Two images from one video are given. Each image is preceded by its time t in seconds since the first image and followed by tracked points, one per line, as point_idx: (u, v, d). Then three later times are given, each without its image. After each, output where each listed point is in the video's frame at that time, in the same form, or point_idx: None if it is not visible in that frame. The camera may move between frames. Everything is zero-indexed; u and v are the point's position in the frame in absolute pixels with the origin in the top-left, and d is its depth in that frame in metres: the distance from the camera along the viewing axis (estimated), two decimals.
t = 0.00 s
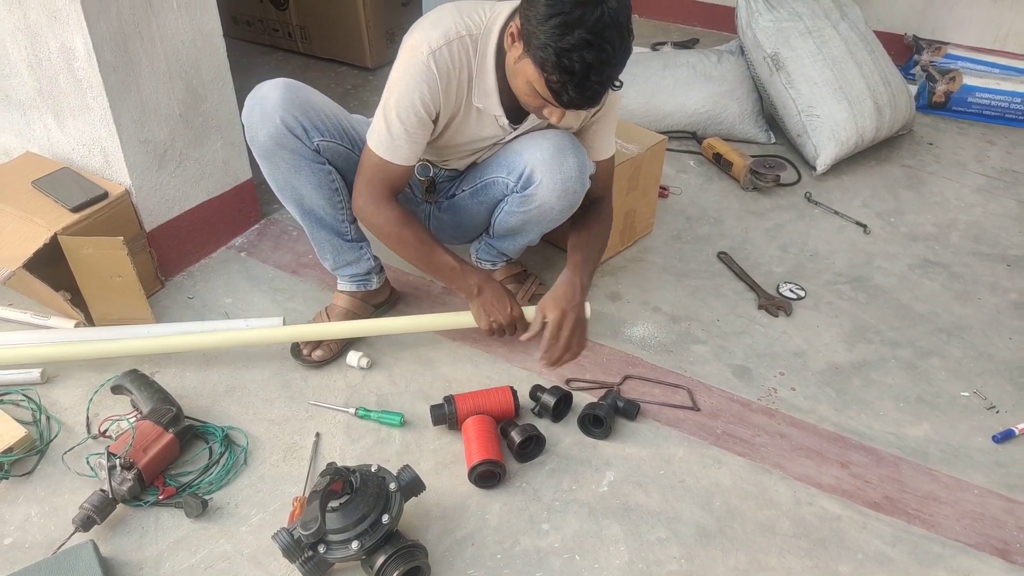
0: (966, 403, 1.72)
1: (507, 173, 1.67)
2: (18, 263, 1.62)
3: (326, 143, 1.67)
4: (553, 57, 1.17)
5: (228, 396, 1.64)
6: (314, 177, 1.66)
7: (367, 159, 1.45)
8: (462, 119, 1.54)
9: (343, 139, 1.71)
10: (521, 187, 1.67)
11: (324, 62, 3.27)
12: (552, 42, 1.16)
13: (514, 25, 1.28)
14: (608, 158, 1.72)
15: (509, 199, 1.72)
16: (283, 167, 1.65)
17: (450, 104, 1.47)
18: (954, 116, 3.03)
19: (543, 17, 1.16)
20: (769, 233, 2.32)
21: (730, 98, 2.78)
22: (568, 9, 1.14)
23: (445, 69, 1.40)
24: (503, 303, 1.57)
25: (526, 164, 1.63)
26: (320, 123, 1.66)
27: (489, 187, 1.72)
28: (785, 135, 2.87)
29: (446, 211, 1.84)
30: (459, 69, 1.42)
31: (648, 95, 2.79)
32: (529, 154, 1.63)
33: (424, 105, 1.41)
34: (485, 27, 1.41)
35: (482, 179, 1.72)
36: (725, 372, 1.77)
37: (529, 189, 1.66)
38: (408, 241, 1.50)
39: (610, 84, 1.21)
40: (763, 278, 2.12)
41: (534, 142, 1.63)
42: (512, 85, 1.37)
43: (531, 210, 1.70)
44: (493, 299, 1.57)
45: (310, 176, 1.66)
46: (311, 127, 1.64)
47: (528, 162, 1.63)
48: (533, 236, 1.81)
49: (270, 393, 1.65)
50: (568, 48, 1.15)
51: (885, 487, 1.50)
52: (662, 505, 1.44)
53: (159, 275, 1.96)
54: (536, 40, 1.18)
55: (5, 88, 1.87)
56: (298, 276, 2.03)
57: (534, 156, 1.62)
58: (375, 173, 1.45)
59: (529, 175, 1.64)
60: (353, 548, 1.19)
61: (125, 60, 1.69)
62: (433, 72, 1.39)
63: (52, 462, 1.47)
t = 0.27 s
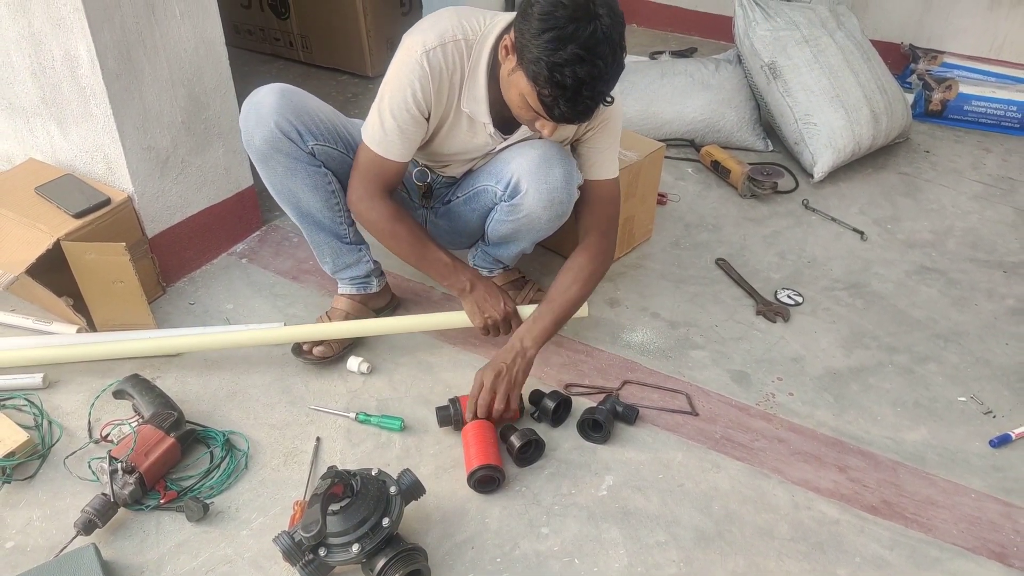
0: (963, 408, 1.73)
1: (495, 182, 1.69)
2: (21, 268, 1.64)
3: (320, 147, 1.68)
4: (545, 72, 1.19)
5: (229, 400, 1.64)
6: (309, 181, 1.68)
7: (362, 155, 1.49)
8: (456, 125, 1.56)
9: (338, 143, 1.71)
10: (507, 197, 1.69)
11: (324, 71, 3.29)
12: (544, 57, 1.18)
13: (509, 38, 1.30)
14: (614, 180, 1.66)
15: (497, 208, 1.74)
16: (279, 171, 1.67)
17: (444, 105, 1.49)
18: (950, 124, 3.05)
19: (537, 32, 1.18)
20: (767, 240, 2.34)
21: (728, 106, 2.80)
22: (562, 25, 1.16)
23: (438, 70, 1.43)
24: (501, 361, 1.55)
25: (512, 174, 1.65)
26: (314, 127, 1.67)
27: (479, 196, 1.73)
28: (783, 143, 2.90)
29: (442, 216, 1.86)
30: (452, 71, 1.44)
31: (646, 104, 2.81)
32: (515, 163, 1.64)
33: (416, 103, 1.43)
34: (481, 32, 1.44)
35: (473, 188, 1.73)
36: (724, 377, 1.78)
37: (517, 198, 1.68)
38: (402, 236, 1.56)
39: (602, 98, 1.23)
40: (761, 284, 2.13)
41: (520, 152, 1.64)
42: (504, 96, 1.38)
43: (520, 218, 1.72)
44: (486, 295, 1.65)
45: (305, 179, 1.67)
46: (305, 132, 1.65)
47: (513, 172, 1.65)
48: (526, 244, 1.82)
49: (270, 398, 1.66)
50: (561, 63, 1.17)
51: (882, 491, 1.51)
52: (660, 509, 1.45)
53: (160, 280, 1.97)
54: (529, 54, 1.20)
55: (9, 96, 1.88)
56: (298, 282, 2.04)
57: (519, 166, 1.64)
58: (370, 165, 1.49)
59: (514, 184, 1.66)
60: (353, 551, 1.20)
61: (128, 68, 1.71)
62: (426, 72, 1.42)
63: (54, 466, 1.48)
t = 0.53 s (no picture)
0: (961, 412, 1.74)
1: (495, 193, 1.70)
2: (24, 273, 1.65)
3: (317, 156, 1.69)
4: (540, 107, 1.20)
5: (230, 404, 1.65)
6: (307, 189, 1.68)
7: (345, 167, 1.46)
8: (449, 139, 1.56)
9: (334, 151, 1.73)
10: (508, 207, 1.71)
11: (325, 78, 3.31)
12: (537, 93, 1.19)
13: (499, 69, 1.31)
14: (654, 150, 1.64)
15: (497, 218, 1.75)
16: (276, 181, 1.67)
17: (433, 122, 1.49)
18: (948, 131, 3.07)
19: (526, 70, 1.20)
20: (766, 246, 2.35)
21: (726, 113, 2.82)
22: (549, 60, 1.17)
23: (429, 90, 1.43)
24: (634, 303, 1.59)
25: (512, 185, 1.67)
26: (310, 136, 1.68)
27: (479, 205, 1.75)
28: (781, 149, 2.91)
29: (439, 225, 1.86)
30: (442, 91, 1.44)
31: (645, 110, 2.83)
32: (515, 175, 1.66)
33: (405, 122, 1.43)
34: (471, 51, 1.43)
35: (472, 197, 1.74)
36: (723, 381, 1.79)
37: (517, 208, 1.70)
38: (383, 244, 1.52)
39: (602, 120, 1.24)
40: (760, 289, 2.14)
41: (519, 163, 1.67)
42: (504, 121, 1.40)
43: (520, 228, 1.74)
44: (471, 298, 1.62)
45: (303, 188, 1.68)
46: (301, 141, 1.67)
47: (513, 183, 1.67)
48: (525, 252, 1.84)
49: (272, 402, 1.67)
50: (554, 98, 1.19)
51: (881, 494, 1.52)
52: (660, 512, 1.45)
53: (162, 285, 1.98)
54: (522, 92, 1.22)
55: (13, 102, 1.90)
56: (299, 287, 2.05)
57: (520, 177, 1.66)
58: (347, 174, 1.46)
59: (515, 195, 1.68)
60: (353, 554, 1.21)
61: (131, 74, 1.73)
62: (416, 92, 1.42)
63: (56, 470, 1.48)
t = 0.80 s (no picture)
0: (959, 415, 1.75)
1: (492, 200, 1.71)
2: (25, 276, 1.66)
3: (313, 166, 1.70)
4: (557, 135, 1.24)
5: (231, 408, 1.66)
6: (304, 199, 1.69)
7: (342, 180, 1.47)
8: (446, 151, 1.57)
9: (330, 161, 1.74)
10: (505, 215, 1.72)
11: (325, 83, 3.33)
12: (552, 123, 1.23)
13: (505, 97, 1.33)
14: (664, 116, 1.69)
15: (495, 225, 1.76)
16: (273, 192, 1.68)
17: (432, 135, 1.49)
18: (946, 135, 3.08)
19: (538, 101, 1.22)
20: (765, 250, 2.36)
21: (725, 117, 2.83)
22: (561, 89, 1.20)
23: (429, 105, 1.43)
24: (657, 276, 1.74)
25: (508, 193, 1.68)
26: (305, 147, 1.69)
27: (476, 213, 1.76)
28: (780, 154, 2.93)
29: (437, 232, 1.86)
30: (442, 105, 1.45)
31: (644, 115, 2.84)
32: (512, 182, 1.67)
33: (404, 137, 1.43)
34: (470, 65, 1.44)
35: (468, 204, 1.75)
36: (721, 384, 1.79)
37: (514, 216, 1.71)
38: (383, 252, 1.54)
39: (616, 137, 1.28)
40: (759, 293, 2.15)
41: (515, 170, 1.67)
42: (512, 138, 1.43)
43: (518, 234, 1.75)
44: (471, 299, 1.64)
45: (300, 198, 1.68)
46: (297, 152, 1.68)
47: (510, 191, 1.67)
48: (522, 258, 1.85)
49: (272, 405, 1.67)
50: (571, 124, 1.22)
51: (880, 497, 1.52)
52: (659, 514, 1.46)
53: (163, 289, 1.98)
54: (536, 123, 1.25)
55: (15, 107, 1.91)
56: (300, 291, 2.06)
57: (516, 184, 1.67)
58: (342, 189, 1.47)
59: (511, 203, 1.69)
60: (354, 556, 1.21)
61: (133, 79, 1.74)
62: (416, 107, 1.42)
63: (57, 473, 1.49)
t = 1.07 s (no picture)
0: (957, 418, 1.75)
1: (490, 206, 1.72)
2: (27, 279, 1.66)
3: (313, 174, 1.70)
4: (566, 145, 1.25)
5: (231, 411, 1.66)
6: (305, 207, 1.69)
7: (343, 187, 1.48)
8: (444, 157, 1.58)
9: (330, 169, 1.74)
10: (504, 220, 1.72)
11: (326, 88, 3.34)
12: (561, 133, 1.24)
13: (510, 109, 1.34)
14: (654, 130, 1.68)
15: (493, 230, 1.77)
16: (274, 200, 1.68)
17: (431, 141, 1.50)
18: (944, 141, 3.10)
19: (546, 112, 1.23)
20: (764, 254, 2.37)
21: (724, 123, 2.84)
22: (569, 101, 1.21)
23: (427, 111, 1.44)
24: (628, 288, 1.74)
25: (506, 199, 1.68)
26: (305, 156, 1.69)
27: (474, 219, 1.76)
28: (778, 159, 2.94)
29: (435, 237, 1.87)
30: (440, 111, 1.46)
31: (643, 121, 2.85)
32: (509, 188, 1.68)
33: (403, 143, 1.44)
34: (468, 72, 1.45)
35: (466, 210, 1.76)
36: (720, 388, 1.80)
37: (512, 222, 1.72)
38: (387, 257, 1.55)
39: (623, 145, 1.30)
40: (758, 297, 2.16)
41: (512, 176, 1.68)
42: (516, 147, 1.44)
43: (517, 239, 1.75)
44: (473, 303, 1.66)
45: (300, 206, 1.69)
46: (297, 160, 1.68)
47: (507, 197, 1.68)
48: (521, 262, 1.86)
49: (273, 408, 1.68)
50: (579, 134, 1.23)
51: (878, 499, 1.53)
52: (659, 516, 1.46)
53: (164, 293, 1.99)
54: (543, 134, 1.26)
55: (18, 111, 1.92)
56: (300, 295, 2.07)
57: (513, 190, 1.67)
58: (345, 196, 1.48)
59: (509, 209, 1.69)
60: (354, 558, 1.22)
61: (136, 84, 1.75)
62: (415, 113, 1.43)
63: (58, 475, 1.49)
